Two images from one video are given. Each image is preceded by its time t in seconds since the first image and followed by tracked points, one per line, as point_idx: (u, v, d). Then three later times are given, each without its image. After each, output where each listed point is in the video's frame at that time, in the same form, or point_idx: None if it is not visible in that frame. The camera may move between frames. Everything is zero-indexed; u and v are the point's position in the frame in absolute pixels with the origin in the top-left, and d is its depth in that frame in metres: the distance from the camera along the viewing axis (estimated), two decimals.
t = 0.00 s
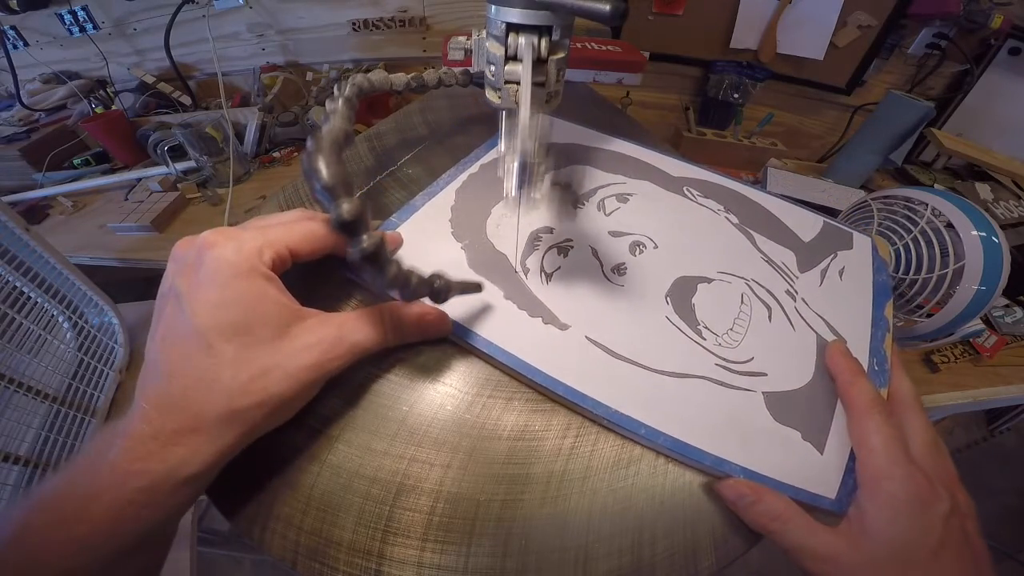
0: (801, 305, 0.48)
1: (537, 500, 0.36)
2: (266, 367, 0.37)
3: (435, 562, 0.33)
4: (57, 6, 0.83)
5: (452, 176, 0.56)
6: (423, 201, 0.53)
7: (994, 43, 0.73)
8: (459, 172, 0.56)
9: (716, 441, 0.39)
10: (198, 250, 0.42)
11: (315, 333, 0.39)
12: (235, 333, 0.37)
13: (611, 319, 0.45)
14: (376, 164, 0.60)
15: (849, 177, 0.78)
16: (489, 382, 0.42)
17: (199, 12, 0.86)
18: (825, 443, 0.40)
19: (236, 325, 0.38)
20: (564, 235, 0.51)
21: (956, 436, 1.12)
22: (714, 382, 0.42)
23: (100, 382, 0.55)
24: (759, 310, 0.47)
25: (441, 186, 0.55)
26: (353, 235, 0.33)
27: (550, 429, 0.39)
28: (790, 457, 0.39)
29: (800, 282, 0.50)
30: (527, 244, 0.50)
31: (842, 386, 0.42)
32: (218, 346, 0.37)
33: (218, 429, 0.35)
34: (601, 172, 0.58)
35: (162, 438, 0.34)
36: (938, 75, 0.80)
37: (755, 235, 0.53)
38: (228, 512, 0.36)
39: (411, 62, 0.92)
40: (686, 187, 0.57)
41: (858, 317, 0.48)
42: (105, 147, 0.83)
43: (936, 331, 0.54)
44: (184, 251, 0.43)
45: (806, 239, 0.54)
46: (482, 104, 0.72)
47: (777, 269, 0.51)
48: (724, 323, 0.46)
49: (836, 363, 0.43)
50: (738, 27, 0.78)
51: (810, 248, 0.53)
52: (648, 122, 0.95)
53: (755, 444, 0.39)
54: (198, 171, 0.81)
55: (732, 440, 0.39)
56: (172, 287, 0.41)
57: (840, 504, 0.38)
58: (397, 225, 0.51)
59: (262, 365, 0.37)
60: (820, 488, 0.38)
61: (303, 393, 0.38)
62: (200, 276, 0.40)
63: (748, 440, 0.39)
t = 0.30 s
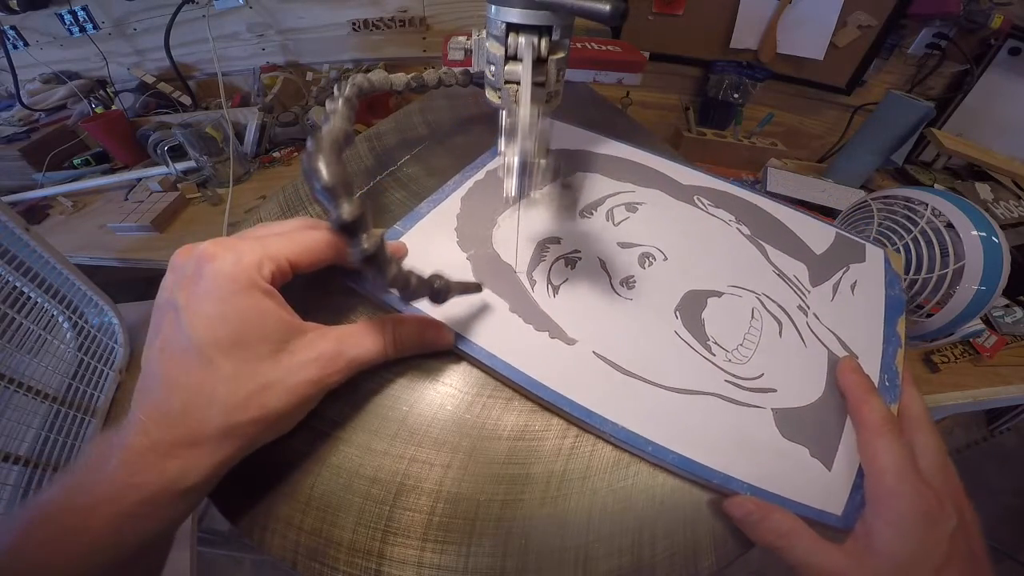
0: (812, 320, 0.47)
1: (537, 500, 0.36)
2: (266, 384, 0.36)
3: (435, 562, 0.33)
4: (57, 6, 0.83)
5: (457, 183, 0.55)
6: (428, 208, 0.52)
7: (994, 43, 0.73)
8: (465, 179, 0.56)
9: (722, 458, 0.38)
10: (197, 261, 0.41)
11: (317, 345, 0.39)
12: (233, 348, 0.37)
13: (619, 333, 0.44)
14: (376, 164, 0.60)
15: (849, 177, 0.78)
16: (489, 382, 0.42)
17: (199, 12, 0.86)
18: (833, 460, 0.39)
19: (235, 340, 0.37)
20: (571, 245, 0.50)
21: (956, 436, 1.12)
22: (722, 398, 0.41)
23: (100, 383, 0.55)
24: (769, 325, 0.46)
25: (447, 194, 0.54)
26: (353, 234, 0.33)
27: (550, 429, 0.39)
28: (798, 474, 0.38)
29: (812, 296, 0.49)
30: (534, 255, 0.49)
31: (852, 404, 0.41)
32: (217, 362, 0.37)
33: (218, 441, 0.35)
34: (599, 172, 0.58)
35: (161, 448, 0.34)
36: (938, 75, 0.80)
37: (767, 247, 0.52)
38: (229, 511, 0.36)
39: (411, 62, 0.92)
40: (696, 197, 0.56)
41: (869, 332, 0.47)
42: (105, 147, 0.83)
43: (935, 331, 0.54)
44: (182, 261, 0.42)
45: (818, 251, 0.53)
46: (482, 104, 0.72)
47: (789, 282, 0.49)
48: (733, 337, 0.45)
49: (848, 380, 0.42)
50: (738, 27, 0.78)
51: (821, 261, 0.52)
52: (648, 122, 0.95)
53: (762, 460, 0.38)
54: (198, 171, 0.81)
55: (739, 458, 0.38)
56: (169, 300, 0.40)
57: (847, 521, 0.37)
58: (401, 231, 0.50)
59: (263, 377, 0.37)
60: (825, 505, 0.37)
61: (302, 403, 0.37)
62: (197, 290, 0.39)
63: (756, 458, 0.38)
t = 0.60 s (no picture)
0: (830, 343, 0.45)
1: (537, 500, 0.36)
2: (271, 389, 0.36)
3: (435, 562, 0.33)
4: (57, 6, 0.83)
5: (472, 189, 0.54)
6: (442, 214, 0.52)
7: (994, 43, 0.73)
8: (480, 185, 0.54)
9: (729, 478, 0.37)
10: (207, 267, 0.41)
11: (322, 352, 0.39)
12: (239, 356, 0.37)
13: (632, 352, 0.42)
14: (377, 164, 0.60)
15: (850, 177, 0.78)
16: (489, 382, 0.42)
17: (199, 11, 0.86)
18: (841, 482, 0.38)
19: (241, 348, 0.37)
20: (586, 258, 0.49)
21: (956, 436, 1.12)
22: (734, 421, 0.40)
23: (100, 383, 0.56)
24: (787, 346, 0.44)
25: (463, 199, 0.53)
26: (353, 234, 0.33)
27: (550, 429, 0.39)
28: (804, 498, 0.37)
29: (831, 319, 0.47)
30: (547, 267, 0.47)
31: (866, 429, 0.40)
32: (221, 369, 0.36)
33: (220, 444, 0.35)
34: (598, 169, 0.58)
35: (164, 450, 0.34)
36: (938, 75, 0.80)
37: (788, 265, 0.50)
38: (229, 511, 0.36)
39: (411, 61, 0.92)
40: (716, 210, 0.54)
41: (887, 357, 0.45)
42: (105, 147, 0.83)
43: (936, 331, 0.55)
44: (192, 264, 0.42)
45: (839, 272, 0.50)
46: (482, 104, 0.72)
47: (808, 304, 0.47)
48: (749, 358, 0.43)
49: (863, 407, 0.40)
50: (738, 27, 0.78)
51: (842, 282, 0.50)
52: (649, 122, 0.95)
53: (770, 483, 0.37)
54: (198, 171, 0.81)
55: (747, 480, 0.37)
56: (178, 304, 0.40)
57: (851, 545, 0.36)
58: (413, 239, 0.49)
59: (266, 388, 0.36)
60: (830, 528, 0.36)
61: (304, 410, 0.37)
62: (206, 295, 0.39)
63: (765, 481, 0.37)
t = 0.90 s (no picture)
0: (845, 364, 0.44)
1: (537, 500, 0.36)
2: (270, 407, 0.36)
3: (435, 562, 0.33)
4: (57, 6, 0.83)
5: (479, 200, 0.52)
6: (449, 224, 0.50)
7: (994, 43, 0.73)
8: (488, 197, 0.53)
9: (736, 500, 0.36)
10: (203, 282, 0.41)
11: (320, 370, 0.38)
12: (233, 374, 0.36)
13: (642, 373, 0.41)
14: (377, 165, 0.60)
15: (849, 177, 0.78)
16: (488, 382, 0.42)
17: (199, 11, 0.86)
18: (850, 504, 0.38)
19: (237, 367, 0.36)
20: (597, 275, 0.47)
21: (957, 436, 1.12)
22: (744, 444, 0.38)
23: (100, 383, 0.56)
24: (801, 368, 0.43)
25: (469, 210, 0.52)
26: (353, 233, 0.33)
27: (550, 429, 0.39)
28: (811, 521, 0.36)
29: (847, 339, 0.45)
30: (557, 284, 0.46)
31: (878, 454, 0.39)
32: (216, 387, 0.35)
33: (217, 460, 0.34)
34: (599, 171, 0.57)
35: (161, 465, 0.33)
36: (938, 75, 0.80)
37: (804, 284, 0.48)
38: (229, 511, 0.36)
39: (411, 62, 0.92)
40: (732, 224, 0.52)
41: (901, 379, 0.44)
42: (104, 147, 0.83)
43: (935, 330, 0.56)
44: (191, 278, 0.41)
45: (855, 289, 0.49)
46: (482, 104, 0.71)
47: (824, 324, 0.46)
48: (762, 380, 0.42)
49: (877, 431, 0.39)
50: (738, 27, 0.78)
51: (860, 300, 0.48)
52: (649, 122, 0.95)
53: (778, 505, 0.36)
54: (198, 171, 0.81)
55: (754, 502, 0.36)
56: (175, 318, 0.40)
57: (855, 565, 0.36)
58: (418, 252, 0.48)
59: (262, 407, 0.35)
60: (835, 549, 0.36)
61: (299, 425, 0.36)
62: (204, 311, 0.39)
63: (773, 503, 0.36)
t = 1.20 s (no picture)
0: (852, 387, 0.44)
1: (537, 500, 0.36)
2: (260, 435, 0.34)
3: (435, 562, 0.33)
4: (57, 6, 0.83)
5: (479, 211, 0.51)
6: (447, 237, 0.49)
7: (994, 43, 0.73)
8: (487, 208, 0.51)
9: (736, 523, 0.36)
10: (191, 306, 0.38)
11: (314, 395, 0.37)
12: (223, 405, 0.34)
13: (645, 394, 0.41)
14: (376, 165, 0.60)
15: (849, 177, 0.78)
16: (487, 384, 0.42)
17: (199, 11, 0.86)
18: (851, 528, 0.37)
19: (226, 397, 0.34)
20: (600, 292, 0.46)
21: (957, 436, 1.12)
22: (746, 468, 0.38)
23: (100, 383, 0.56)
24: (806, 390, 0.43)
25: (469, 221, 0.50)
26: (353, 234, 0.33)
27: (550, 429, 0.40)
28: (810, 546, 0.36)
29: (855, 360, 0.45)
30: (558, 303, 0.45)
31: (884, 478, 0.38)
32: (205, 419, 0.33)
33: (211, 486, 0.33)
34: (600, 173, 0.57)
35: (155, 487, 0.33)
36: (938, 75, 0.80)
37: (812, 302, 0.48)
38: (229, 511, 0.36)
39: (410, 62, 0.92)
40: (739, 239, 0.52)
41: (908, 400, 0.44)
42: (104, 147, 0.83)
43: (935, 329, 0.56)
44: (178, 300, 0.39)
45: (865, 309, 0.49)
46: (482, 104, 0.71)
47: (832, 345, 0.46)
48: (768, 403, 0.41)
49: (881, 454, 0.39)
50: (739, 27, 0.78)
51: (869, 321, 0.48)
52: (649, 122, 0.95)
53: (778, 529, 0.36)
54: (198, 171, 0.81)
55: (755, 525, 0.36)
56: (161, 345, 0.37)
57: None
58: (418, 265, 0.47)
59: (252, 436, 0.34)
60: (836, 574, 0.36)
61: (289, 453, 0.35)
62: (191, 339, 0.36)
63: (775, 527, 0.36)
